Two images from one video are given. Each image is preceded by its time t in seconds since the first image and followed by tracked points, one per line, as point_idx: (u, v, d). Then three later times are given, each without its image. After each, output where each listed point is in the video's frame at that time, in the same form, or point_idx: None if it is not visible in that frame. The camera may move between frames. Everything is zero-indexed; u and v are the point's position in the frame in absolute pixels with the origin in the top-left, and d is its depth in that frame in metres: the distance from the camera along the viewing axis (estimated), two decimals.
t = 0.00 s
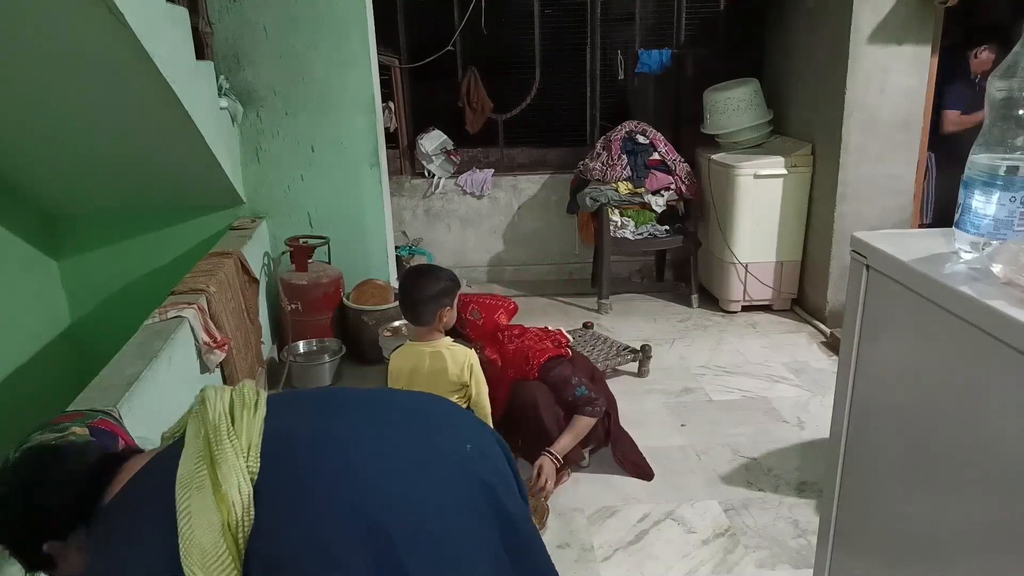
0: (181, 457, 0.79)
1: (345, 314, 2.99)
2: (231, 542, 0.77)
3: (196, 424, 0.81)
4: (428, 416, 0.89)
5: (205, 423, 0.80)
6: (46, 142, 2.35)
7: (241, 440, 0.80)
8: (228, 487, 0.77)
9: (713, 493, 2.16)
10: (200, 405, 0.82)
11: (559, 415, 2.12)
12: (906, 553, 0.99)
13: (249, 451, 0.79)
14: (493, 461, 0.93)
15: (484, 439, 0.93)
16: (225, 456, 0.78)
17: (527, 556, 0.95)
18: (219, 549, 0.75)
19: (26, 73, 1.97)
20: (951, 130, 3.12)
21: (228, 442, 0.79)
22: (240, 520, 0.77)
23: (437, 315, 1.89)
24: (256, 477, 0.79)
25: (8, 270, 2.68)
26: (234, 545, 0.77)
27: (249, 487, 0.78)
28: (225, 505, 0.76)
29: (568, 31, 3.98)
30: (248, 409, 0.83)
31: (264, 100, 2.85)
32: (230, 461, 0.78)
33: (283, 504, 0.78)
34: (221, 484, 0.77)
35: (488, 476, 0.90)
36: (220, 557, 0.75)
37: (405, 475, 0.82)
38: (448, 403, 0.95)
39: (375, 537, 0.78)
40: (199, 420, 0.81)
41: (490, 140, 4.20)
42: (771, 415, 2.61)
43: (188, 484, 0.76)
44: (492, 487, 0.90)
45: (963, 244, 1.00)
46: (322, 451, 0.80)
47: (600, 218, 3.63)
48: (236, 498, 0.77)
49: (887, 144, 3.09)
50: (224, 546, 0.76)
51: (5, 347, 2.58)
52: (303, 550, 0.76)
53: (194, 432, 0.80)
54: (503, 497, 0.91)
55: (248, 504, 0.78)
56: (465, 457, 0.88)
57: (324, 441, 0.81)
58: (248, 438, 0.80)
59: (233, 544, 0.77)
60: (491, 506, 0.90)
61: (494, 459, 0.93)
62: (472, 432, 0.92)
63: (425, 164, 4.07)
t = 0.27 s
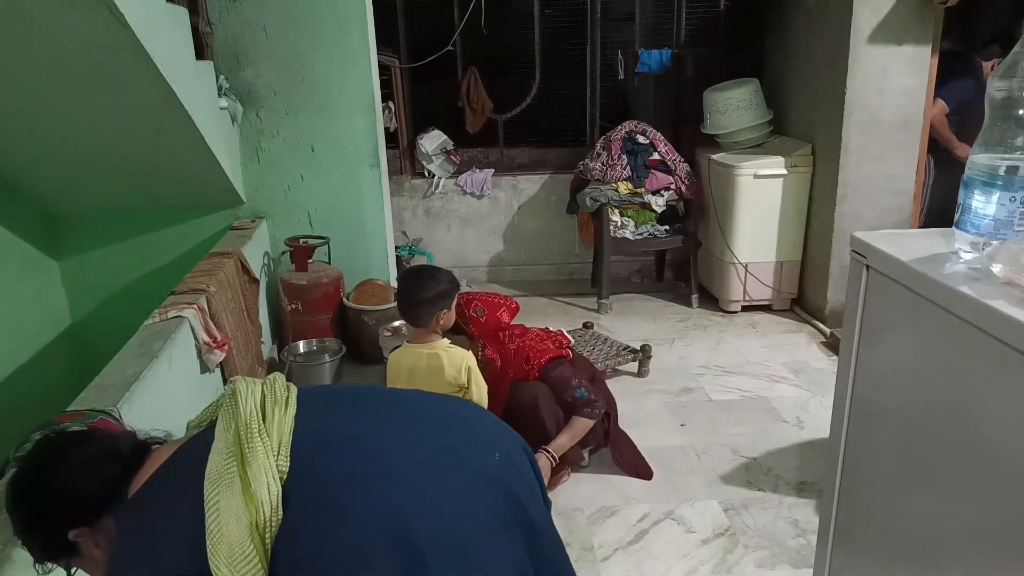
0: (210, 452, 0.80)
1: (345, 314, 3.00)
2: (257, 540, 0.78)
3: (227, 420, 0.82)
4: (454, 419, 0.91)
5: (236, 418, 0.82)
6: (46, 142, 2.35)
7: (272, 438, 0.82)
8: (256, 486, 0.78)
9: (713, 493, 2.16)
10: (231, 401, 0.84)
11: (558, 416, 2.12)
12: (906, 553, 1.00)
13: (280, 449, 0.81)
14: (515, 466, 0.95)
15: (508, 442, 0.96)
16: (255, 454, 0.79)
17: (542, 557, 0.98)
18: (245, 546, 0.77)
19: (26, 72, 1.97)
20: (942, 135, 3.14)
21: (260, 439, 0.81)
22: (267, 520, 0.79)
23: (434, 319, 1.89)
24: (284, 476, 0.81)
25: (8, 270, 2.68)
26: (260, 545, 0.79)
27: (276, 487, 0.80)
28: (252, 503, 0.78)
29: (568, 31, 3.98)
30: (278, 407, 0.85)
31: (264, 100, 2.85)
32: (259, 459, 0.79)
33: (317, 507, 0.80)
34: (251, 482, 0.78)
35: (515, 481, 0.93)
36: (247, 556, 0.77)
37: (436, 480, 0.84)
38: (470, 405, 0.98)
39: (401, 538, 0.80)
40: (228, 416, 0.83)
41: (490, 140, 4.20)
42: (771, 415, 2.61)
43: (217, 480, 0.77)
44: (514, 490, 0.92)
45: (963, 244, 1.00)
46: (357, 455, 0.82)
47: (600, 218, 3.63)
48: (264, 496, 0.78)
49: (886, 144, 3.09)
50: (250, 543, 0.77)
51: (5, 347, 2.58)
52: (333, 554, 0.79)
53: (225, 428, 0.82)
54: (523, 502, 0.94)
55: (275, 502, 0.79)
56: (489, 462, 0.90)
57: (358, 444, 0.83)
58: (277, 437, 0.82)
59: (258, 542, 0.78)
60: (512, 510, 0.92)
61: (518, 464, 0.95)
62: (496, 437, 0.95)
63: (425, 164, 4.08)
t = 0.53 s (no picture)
0: (179, 473, 0.81)
1: (345, 315, 3.00)
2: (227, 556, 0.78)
3: (195, 440, 0.83)
4: (429, 425, 0.89)
5: (202, 437, 0.83)
6: (47, 142, 2.35)
7: (238, 454, 0.81)
8: (222, 503, 0.78)
9: (713, 493, 2.16)
10: (199, 421, 0.84)
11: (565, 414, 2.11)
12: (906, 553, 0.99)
13: (247, 466, 0.81)
14: (497, 469, 0.93)
15: (491, 446, 0.94)
16: (220, 470, 0.79)
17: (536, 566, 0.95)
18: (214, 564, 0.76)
19: (26, 73, 1.97)
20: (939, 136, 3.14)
21: (227, 457, 0.80)
22: (236, 537, 0.78)
23: (432, 322, 1.88)
24: (252, 492, 0.80)
25: (8, 270, 2.67)
26: (231, 561, 0.78)
27: (245, 502, 0.79)
28: (219, 520, 0.77)
29: (568, 31, 3.98)
30: (245, 423, 0.85)
31: (264, 100, 2.85)
32: (224, 476, 0.79)
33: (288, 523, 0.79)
34: (217, 500, 0.78)
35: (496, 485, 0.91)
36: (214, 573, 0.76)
37: (409, 492, 0.82)
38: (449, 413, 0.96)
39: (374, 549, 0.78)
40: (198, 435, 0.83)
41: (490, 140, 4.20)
42: (771, 414, 2.61)
43: (185, 499, 0.78)
44: (495, 495, 0.90)
45: (963, 244, 1.00)
46: (328, 469, 0.80)
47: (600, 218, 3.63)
48: (232, 513, 0.78)
49: (886, 144, 3.09)
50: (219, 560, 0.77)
51: (5, 347, 2.58)
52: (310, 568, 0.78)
53: (193, 447, 0.82)
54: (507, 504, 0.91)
55: (244, 518, 0.78)
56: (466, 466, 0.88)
57: (326, 457, 0.82)
58: (246, 452, 0.82)
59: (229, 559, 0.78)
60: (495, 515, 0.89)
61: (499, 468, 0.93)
62: (476, 441, 0.92)
63: (425, 164, 4.08)
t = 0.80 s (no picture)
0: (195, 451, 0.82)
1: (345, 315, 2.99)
2: (225, 537, 0.79)
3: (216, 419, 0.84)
4: (434, 421, 0.89)
5: (224, 415, 0.83)
6: (47, 143, 2.35)
7: (252, 438, 0.82)
8: (227, 484, 0.79)
9: (713, 493, 2.16)
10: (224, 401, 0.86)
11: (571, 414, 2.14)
12: (906, 553, 0.99)
13: (259, 452, 0.81)
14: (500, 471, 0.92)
15: (496, 447, 0.93)
16: (230, 453, 0.80)
17: (531, 571, 0.95)
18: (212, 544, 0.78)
19: (26, 73, 1.97)
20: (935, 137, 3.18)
21: (240, 441, 0.81)
22: (236, 519, 0.79)
23: (429, 321, 1.88)
24: (258, 477, 0.80)
25: (8, 271, 2.68)
26: (229, 542, 0.79)
27: (249, 486, 0.80)
28: (222, 501, 0.78)
29: (567, 31, 3.98)
30: (268, 407, 0.85)
31: (264, 100, 2.85)
32: (235, 458, 0.80)
33: (285, 518, 0.79)
34: (223, 480, 0.79)
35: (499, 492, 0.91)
36: (211, 552, 0.77)
37: (407, 485, 0.82)
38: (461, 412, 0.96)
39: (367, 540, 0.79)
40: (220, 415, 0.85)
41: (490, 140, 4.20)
42: (771, 414, 2.61)
43: (196, 476, 0.80)
44: (494, 496, 0.89)
45: (963, 244, 1.00)
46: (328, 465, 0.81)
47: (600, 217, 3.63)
48: (234, 496, 0.79)
49: (886, 144, 3.09)
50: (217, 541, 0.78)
51: (5, 347, 2.58)
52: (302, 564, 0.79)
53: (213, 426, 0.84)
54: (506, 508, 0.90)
55: (246, 503, 0.79)
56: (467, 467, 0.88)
57: (330, 446, 0.82)
58: (259, 435, 0.82)
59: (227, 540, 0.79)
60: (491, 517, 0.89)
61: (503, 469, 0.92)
62: (481, 441, 0.92)
63: (425, 164, 4.08)
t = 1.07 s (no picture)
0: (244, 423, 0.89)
1: (345, 315, 2.99)
2: (242, 499, 0.82)
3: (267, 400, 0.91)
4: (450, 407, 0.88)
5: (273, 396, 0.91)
6: (47, 143, 2.36)
7: (286, 413, 0.87)
8: (254, 449, 0.83)
9: (713, 493, 2.16)
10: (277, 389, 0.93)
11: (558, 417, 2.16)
12: (906, 552, 0.99)
13: (284, 425, 0.85)
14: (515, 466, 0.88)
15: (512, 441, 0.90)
16: (262, 422, 0.85)
17: None
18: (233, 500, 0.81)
19: (26, 74, 1.97)
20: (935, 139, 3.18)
21: (271, 415, 0.86)
22: (255, 483, 0.82)
23: (421, 323, 1.88)
24: (281, 446, 0.84)
25: (8, 271, 2.68)
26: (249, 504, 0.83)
27: (271, 454, 0.83)
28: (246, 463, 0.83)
29: (567, 31, 3.98)
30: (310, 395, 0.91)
31: (264, 101, 2.85)
32: (265, 426, 0.85)
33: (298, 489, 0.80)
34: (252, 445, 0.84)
35: (521, 495, 0.87)
36: (231, 508, 0.81)
37: (415, 463, 0.81)
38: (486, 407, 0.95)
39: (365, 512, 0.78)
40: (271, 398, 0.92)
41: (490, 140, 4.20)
42: (770, 414, 2.61)
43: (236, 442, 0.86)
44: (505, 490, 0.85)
45: (963, 244, 1.00)
46: (349, 440, 0.81)
47: (600, 218, 3.63)
48: (256, 459, 0.83)
49: (886, 143, 3.09)
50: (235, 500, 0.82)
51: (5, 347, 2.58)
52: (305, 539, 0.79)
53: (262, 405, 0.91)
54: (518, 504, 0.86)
55: (266, 468, 0.83)
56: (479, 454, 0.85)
57: (347, 423, 0.83)
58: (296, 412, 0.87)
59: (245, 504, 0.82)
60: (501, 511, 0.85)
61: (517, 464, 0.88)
62: (498, 433, 0.89)
63: (425, 164, 4.08)
